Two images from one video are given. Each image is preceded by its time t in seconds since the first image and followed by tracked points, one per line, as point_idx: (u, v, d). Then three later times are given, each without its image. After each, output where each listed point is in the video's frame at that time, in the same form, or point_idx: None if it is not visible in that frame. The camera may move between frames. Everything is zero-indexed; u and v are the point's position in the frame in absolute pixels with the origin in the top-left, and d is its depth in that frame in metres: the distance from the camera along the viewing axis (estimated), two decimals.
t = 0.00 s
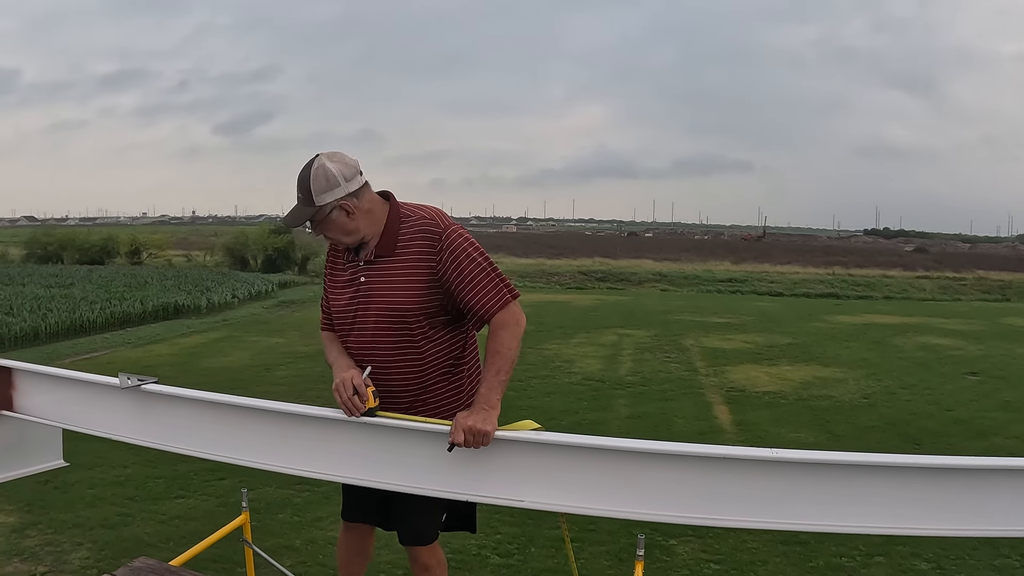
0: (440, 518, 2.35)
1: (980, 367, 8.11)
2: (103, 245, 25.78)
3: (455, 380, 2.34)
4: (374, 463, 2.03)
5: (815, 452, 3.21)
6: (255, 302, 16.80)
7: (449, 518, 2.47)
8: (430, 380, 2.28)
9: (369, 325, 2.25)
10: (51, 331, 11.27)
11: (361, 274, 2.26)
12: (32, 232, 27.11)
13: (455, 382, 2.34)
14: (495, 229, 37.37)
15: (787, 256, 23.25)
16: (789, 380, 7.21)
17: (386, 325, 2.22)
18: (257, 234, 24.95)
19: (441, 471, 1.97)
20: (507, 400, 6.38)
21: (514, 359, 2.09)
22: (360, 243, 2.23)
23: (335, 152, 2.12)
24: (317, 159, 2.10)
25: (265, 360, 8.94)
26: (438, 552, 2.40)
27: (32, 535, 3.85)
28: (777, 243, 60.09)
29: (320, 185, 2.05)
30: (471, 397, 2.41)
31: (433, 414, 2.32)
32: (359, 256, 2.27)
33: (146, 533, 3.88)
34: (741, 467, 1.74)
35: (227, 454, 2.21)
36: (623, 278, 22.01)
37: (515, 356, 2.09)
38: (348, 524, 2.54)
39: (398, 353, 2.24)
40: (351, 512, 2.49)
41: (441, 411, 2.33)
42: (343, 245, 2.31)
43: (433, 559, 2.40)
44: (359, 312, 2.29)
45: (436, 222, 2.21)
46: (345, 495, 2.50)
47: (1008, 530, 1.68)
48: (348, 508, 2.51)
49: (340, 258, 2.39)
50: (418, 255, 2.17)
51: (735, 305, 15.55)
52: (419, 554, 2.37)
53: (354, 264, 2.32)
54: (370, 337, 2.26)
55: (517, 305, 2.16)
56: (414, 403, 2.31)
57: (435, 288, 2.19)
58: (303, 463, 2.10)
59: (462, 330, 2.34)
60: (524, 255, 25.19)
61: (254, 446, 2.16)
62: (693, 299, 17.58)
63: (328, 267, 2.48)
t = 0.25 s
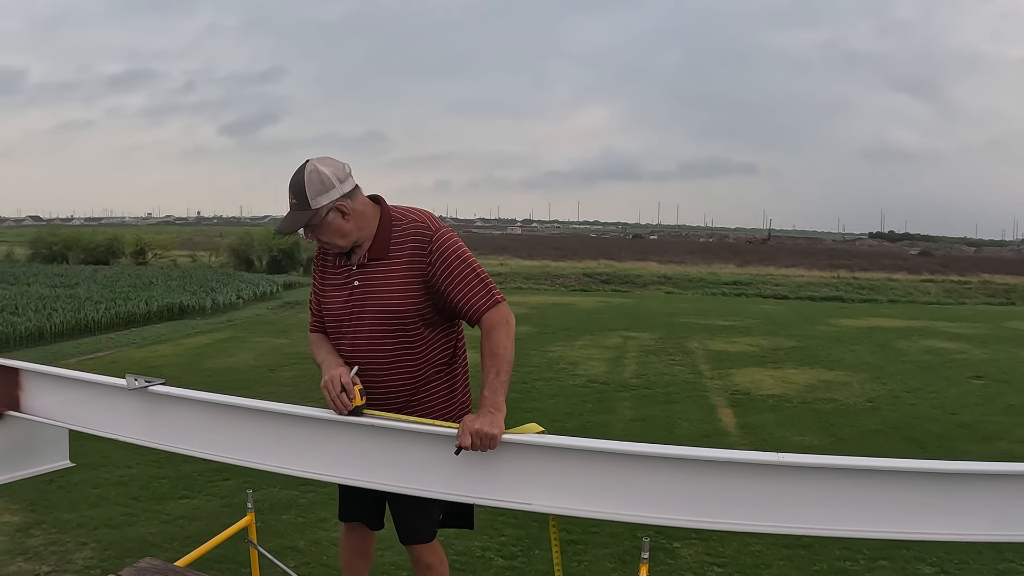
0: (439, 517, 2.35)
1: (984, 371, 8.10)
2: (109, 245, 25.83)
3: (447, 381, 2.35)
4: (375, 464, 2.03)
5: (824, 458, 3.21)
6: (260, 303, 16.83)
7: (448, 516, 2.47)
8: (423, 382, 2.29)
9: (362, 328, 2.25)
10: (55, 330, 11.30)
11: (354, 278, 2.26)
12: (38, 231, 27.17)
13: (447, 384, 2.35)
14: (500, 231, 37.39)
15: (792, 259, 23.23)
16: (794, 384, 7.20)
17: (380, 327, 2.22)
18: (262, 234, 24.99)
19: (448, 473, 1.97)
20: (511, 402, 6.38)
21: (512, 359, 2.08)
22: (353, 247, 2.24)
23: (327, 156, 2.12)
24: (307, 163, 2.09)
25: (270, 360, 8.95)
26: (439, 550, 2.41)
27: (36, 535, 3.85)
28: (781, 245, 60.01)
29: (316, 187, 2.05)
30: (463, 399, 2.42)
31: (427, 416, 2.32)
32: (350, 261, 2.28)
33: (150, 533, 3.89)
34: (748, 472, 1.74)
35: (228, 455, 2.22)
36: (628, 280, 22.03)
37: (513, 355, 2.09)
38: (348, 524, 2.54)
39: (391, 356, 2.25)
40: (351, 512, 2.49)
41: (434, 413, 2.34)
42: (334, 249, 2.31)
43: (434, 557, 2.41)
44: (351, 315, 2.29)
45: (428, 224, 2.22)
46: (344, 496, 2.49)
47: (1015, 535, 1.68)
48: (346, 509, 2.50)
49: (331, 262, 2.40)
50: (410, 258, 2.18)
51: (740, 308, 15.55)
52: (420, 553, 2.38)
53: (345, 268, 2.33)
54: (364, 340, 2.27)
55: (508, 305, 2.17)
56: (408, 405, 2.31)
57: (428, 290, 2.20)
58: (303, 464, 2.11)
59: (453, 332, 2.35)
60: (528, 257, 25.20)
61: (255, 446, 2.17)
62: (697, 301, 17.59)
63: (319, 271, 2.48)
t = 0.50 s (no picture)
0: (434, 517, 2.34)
1: (988, 374, 8.09)
2: (112, 246, 25.85)
3: (441, 384, 2.35)
4: (376, 466, 2.04)
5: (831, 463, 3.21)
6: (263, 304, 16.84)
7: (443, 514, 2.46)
8: (418, 384, 2.29)
9: (358, 330, 2.25)
10: (59, 330, 11.31)
11: (350, 280, 2.26)
12: (42, 231, 27.20)
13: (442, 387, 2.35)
14: (503, 232, 37.39)
15: (795, 261, 23.22)
16: (797, 386, 7.19)
17: (376, 330, 2.23)
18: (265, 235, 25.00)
19: (451, 475, 1.97)
20: (514, 404, 6.38)
21: (512, 360, 2.07)
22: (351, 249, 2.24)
23: (331, 155, 2.12)
24: (314, 161, 2.09)
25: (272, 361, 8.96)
26: (437, 549, 2.41)
27: (39, 535, 3.86)
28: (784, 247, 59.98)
29: (326, 185, 2.05)
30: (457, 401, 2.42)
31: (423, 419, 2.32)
32: (347, 262, 2.28)
33: (153, 534, 3.89)
34: (748, 475, 1.74)
35: (228, 456, 2.23)
36: (631, 282, 22.04)
37: (512, 357, 2.08)
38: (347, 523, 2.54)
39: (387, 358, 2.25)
40: (348, 512, 2.49)
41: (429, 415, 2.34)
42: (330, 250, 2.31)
43: (433, 555, 2.40)
44: (346, 317, 2.29)
45: (425, 228, 2.22)
46: (341, 497, 2.49)
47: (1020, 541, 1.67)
48: (343, 509, 2.50)
49: (326, 264, 2.39)
50: (407, 260, 2.19)
51: (743, 310, 15.54)
52: (418, 552, 2.37)
53: (341, 270, 2.33)
54: (359, 342, 2.27)
55: (505, 307, 2.17)
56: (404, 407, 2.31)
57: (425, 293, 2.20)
58: (303, 466, 2.12)
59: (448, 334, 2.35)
60: (531, 258, 25.21)
61: (255, 447, 2.18)
62: (700, 303, 17.59)
63: (312, 274, 2.48)
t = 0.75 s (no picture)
0: (434, 517, 2.33)
1: (990, 376, 8.08)
2: (115, 245, 25.87)
3: (440, 384, 2.35)
4: (381, 467, 2.04)
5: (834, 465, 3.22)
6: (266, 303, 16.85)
7: (444, 514, 2.45)
8: (419, 385, 2.30)
9: (361, 331, 2.25)
10: (61, 330, 11.32)
11: (355, 280, 2.26)
12: (45, 230, 27.23)
13: (441, 387, 2.35)
14: (506, 232, 37.39)
15: (797, 262, 23.22)
16: (799, 387, 7.19)
17: (379, 330, 2.23)
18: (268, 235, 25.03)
19: (458, 477, 1.97)
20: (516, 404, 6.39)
21: (519, 363, 2.08)
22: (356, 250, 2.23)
23: (346, 156, 2.12)
24: (328, 162, 2.09)
25: (275, 361, 8.96)
26: (440, 548, 2.40)
27: (41, 534, 3.86)
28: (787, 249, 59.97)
29: (339, 187, 2.06)
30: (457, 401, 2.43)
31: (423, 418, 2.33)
32: (352, 263, 2.27)
33: (155, 533, 3.89)
34: (753, 477, 1.74)
35: (233, 456, 2.23)
36: (633, 283, 22.06)
37: (519, 359, 2.08)
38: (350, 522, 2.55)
39: (389, 359, 2.25)
40: (351, 511, 2.49)
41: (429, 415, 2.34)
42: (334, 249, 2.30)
43: (435, 555, 2.39)
44: (348, 317, 2.29)
45: (432, 232, 2.22)
46: (344, 496, 2.49)
47: None
48: (346, 508, 2.50)
49: (328, 263, 2.38)
50: (412, 263, 2.18)
51: (746, 311, 15.55)
52: (421, 553, 2.37)
53: (344, 269, 2.32)
54: (361, 342, 2.27)
55: (511, 311, 2.17)
56: (404, 407, 2.32)
57: (429, 295, 2.20)
58: (308, 466, 2.12)
59: (449, 336, 2.35)
60: (534, 258, 25.24)
61: (259, 448, 2.18)
62: (703, 304, 17.60)
63: (313, 271, 2.47)
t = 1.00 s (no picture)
0: (438, 517, 2.32)
1: (991, 376, 8.07)
2: (116, 244, 25.87)
3: (440, 383, 2.35)
4: (384, 467, 2.04)
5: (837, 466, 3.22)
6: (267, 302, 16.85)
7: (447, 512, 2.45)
8: (418, 385, 2.30)
9: (362, 330, 2.26)
10: (63, 329, 11.33)
11: (355, 279, 2.26)
12: (46, 229, 27.23)
13: (440, 387, 2.35)
14: (507, 232, 37.37)
15: (799, 262, 23.21)
16: (801, 387, 7.19)
17: (379, 330, 2.23)
18: (269, 234, 25.03)
19: (461, 477, 1.97)
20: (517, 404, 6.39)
21: (520, 363, 2.07)
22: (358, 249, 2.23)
23: (352, 157, 2.13)
24: (334, 163, 2.10)
25: (277, 360, 8.97)
26: (442, 546, 2.40)
27: (43, 533, 3.87)
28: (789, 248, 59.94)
29: (345, 187, 2.06)
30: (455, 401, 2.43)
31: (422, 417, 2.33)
32: (353, 262, 2.27)
33: (157, 532, 3.89)
34: (756, 476, 1.74)
35: (236, 456, 2.24)
36: (634, 282, 22.05)
37: (520, 359, 2.08)
38: (352, 520, 2.55)
39: (389, 358, 2.25)
40: (354, 509, 2.48)
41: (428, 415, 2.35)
42: (336, 248, 2.30)
43: (438, 553, 2.39)
44: (348, 315, 2.29)
45: (433, 232, 2.22)
46: (346, 495, 2.48)
47: None
48: (348, 506, 2.49)
49: (329, 262, 2.38)
50: (414, 263, 2.18)
51: (747, 311, 15.54)
52: (424, 551, 2.36)
53: (345, 268, 2.32)
54: (361, 341, 2.27)
55: (511, 311, 2.17)
56: (404, 406, 2.32)
57: (430, 296, 2.20)
58: (311, 466, 2.12)
59: (449, 336, 2.35)
60: (535, 258, 25.24)
61: (263, 447, 2.19)
62: (704, 304, 17.59)
63: (313, 270, 2.47)
